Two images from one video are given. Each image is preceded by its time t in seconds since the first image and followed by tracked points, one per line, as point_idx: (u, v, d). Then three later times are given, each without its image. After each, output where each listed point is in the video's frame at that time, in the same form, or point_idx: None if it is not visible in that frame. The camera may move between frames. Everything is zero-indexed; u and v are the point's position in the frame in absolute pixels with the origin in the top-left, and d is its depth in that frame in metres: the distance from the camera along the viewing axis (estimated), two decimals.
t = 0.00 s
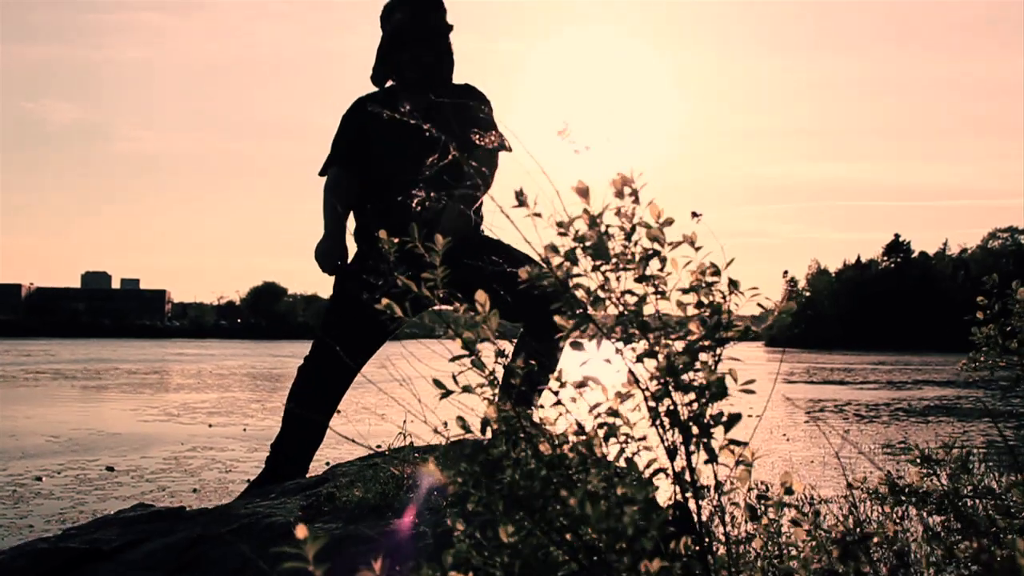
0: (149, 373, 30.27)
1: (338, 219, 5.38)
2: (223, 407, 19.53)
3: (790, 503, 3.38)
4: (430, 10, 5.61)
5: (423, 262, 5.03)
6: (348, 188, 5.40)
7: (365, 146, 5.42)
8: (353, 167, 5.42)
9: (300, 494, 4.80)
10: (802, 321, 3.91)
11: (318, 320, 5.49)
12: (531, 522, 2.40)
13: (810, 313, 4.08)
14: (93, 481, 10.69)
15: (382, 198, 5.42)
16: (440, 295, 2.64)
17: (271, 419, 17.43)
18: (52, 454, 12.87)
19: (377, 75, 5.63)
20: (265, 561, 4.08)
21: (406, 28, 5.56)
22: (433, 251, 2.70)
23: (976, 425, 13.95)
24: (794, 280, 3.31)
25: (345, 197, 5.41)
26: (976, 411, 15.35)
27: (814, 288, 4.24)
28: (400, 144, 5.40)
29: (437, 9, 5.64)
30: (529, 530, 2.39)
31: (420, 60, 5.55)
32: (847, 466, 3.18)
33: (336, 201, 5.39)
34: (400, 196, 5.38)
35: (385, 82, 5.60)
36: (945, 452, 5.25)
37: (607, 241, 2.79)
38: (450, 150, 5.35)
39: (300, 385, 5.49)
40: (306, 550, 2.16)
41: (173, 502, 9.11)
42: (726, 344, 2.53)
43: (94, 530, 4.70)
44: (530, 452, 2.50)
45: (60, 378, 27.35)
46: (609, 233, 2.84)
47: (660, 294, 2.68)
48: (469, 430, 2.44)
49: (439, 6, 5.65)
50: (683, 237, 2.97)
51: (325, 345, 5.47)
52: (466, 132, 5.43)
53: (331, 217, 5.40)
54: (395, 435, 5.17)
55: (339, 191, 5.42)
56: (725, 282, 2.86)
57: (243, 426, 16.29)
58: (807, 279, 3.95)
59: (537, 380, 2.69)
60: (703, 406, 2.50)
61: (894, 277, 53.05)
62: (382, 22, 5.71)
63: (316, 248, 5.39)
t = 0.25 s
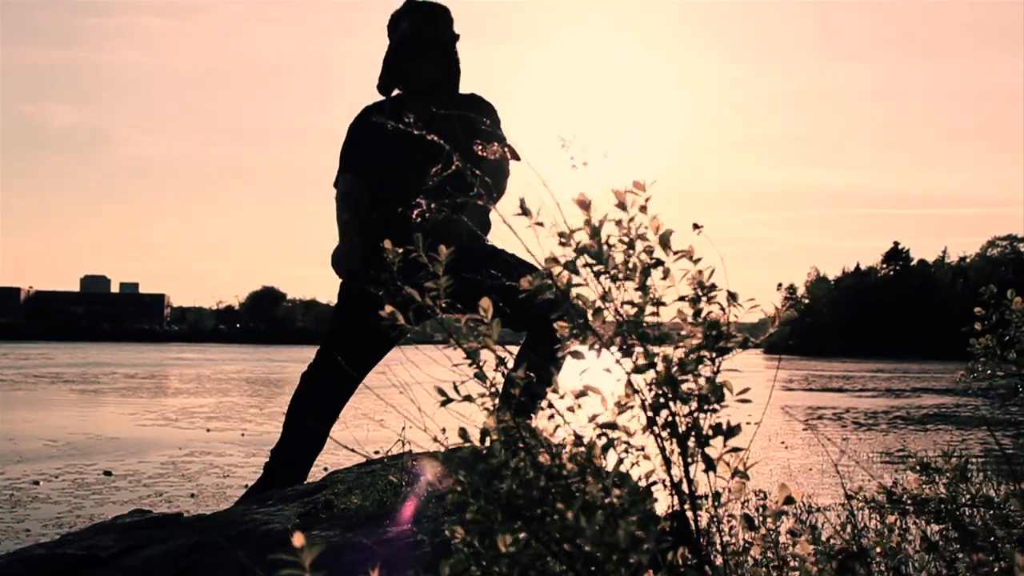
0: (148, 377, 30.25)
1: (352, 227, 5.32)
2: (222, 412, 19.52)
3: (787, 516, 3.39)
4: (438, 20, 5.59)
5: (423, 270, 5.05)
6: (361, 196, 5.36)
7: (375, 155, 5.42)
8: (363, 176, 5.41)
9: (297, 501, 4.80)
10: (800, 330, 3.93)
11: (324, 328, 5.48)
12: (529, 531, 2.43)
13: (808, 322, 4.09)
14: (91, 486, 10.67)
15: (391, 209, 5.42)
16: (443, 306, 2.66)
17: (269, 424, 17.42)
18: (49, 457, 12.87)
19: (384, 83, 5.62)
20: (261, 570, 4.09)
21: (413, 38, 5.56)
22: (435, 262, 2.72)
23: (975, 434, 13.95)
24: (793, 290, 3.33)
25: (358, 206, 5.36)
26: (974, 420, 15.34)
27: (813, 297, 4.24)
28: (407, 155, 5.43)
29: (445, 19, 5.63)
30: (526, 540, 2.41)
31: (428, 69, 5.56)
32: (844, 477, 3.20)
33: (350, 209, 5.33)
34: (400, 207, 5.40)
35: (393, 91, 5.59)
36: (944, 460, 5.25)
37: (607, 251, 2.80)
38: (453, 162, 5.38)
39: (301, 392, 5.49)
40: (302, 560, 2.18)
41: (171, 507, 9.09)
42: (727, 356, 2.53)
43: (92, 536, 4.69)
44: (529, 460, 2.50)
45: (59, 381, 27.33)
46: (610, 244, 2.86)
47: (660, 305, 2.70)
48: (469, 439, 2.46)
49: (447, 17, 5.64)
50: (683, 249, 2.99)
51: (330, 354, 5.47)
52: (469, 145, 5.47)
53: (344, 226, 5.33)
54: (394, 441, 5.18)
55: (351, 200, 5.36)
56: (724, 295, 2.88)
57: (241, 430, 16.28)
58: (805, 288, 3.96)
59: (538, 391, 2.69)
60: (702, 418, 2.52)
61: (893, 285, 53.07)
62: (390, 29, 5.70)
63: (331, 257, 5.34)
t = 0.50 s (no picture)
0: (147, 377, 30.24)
1: (364, 226, 5.34)
2: (221, 412, 19.51)
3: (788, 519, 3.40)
4: (447, 24, 5.61)
5: (425, 272, 5.05)
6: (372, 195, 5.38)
7: (386, 155, 5.43)
8: (375, 176, 5.43)
9: (297, 502, 4.80)
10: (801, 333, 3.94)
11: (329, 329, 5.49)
12: (529, 535, 2.43)
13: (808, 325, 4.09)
14: (90, 485, 10.66)
15: (403, 210, 5.41)
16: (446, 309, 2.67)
17: (268, 424, 17.41)
18: (47, 456, 12.86)
19: (391, 87, 5.62)
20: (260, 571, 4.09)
21: (422, 41, 5.56)
22: (439, 265, 2.73)
23: (974, 438, 13.95)
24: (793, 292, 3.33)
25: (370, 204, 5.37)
26: (974, 424, 15.33)
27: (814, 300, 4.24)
28: (418, 155, 5.43)
29: (453, 23, 5.64)
30: (525, 543, 2.41)
31: (436, 71, 5.56)
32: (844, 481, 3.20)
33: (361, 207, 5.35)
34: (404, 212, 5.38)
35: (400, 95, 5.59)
36: (944, 463, 5.25)
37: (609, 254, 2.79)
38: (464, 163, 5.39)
39: (304, 393, 5.50)
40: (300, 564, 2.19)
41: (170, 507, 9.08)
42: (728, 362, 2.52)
43: (91, 537, 4.69)
44: (531, 464, 2.51)
45: (58, 380, 27.33)
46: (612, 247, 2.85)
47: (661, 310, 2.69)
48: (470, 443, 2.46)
49: (455, 21, 5.65)
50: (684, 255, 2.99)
51: (335, 356, 5.47)
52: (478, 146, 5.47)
53: (357, 224, 5.35)
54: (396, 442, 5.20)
55: (364, 199, 5.38)
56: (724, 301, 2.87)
57: (240, 430, 16.28)
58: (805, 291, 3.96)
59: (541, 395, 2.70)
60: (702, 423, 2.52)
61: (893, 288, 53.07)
62: (398, 34, 5.71)
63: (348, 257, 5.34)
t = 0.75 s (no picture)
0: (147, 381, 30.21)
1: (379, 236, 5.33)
2: (220, 416, 19.49)
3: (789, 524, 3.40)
4: (453, 32, 5.61)
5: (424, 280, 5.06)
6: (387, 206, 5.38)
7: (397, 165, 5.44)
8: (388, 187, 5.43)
9: (296, 509, 4.79)
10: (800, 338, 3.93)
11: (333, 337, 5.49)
12: (529, 544, 2.45)
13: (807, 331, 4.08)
14: (89, 489, 10.64)
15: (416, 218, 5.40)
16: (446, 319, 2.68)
17: (267, 428, 17.38)
18: (46, 461, 12.83)
19: (398, 97, 5.63)
20: None
21: (429, 50, 5.57)
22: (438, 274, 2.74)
23: (974, 443, 13.94)
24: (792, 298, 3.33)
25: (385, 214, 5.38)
26: (973, 429, 15.32)
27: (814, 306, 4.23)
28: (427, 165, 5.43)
29: (459, 32, 5.65)
30: (525, 553, 2.43)
31: (443, 80, 5.57)
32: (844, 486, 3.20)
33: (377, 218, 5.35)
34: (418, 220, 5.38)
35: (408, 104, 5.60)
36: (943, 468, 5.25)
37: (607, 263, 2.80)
38: (457, 174, 5.39)
39: (307, 401, 5.50)
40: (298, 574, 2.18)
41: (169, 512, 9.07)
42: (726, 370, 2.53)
43: (90, 543, 4.67)
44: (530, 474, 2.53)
45: (58, 384, 27.30)
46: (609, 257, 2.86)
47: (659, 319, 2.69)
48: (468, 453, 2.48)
49: (460, 29, 5.65)
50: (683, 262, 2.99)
51: (338, 365, 5.47)
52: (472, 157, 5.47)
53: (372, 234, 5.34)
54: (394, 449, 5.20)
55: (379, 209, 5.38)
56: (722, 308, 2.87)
57: (239, 435, 16.26)
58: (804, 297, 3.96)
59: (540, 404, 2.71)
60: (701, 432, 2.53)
61: (892, 294, 53.06)
62: (404, 42, 5.72)
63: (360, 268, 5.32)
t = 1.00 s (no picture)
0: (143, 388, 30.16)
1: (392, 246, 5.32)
2: (217, 424, 19.43)
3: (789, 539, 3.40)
4: (456, 45, 5.62)
5: (420, 290, 5.08)
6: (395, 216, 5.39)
7: (403, 176, 5.42)
8: (397, 196, 5.41)
9: (293, 517, 4.77)
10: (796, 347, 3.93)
11: (336, 344, 5.47)
12: (525, 554, 2.48)
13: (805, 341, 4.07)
14: (86, 497, 10.61)
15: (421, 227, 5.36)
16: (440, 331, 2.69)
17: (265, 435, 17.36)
18: (42, 469, 12.79)
19: (401, 109, 5.64)
20: None
21: (432, 62, 5.58)
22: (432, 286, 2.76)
23: (971, 449, 13.94)
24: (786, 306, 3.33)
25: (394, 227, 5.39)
26: (971, 435, 15.33)
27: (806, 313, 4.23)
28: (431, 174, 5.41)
29: (462, 45, 5.66)
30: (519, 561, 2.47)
31: (446, 93, 5.58)
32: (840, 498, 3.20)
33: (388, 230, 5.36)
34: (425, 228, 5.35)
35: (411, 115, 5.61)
36: (940, 476, 5.25)
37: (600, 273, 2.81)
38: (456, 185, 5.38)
39: (308, 408, 5.49)
40: None
41: (166, 520, 9.04)
42: (721, 378, 2.55)
43: (87, 551, 4.67)
44: (525, 482, 2.56)
45: (54, 392, 27.27)
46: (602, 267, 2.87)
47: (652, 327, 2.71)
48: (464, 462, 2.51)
49: (464, 42, 5.67)
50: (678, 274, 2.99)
51: (340, 372, 5.46)
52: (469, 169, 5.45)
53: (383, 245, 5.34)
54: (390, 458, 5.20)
55: (389, 222, 5.39)
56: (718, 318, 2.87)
57: (237, 442, 16.23)
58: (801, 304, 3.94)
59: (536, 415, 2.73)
60: (693, 439, 2.54)
61: (890, 300, 53.08)
62: (408, 54, 5.74)
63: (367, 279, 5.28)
